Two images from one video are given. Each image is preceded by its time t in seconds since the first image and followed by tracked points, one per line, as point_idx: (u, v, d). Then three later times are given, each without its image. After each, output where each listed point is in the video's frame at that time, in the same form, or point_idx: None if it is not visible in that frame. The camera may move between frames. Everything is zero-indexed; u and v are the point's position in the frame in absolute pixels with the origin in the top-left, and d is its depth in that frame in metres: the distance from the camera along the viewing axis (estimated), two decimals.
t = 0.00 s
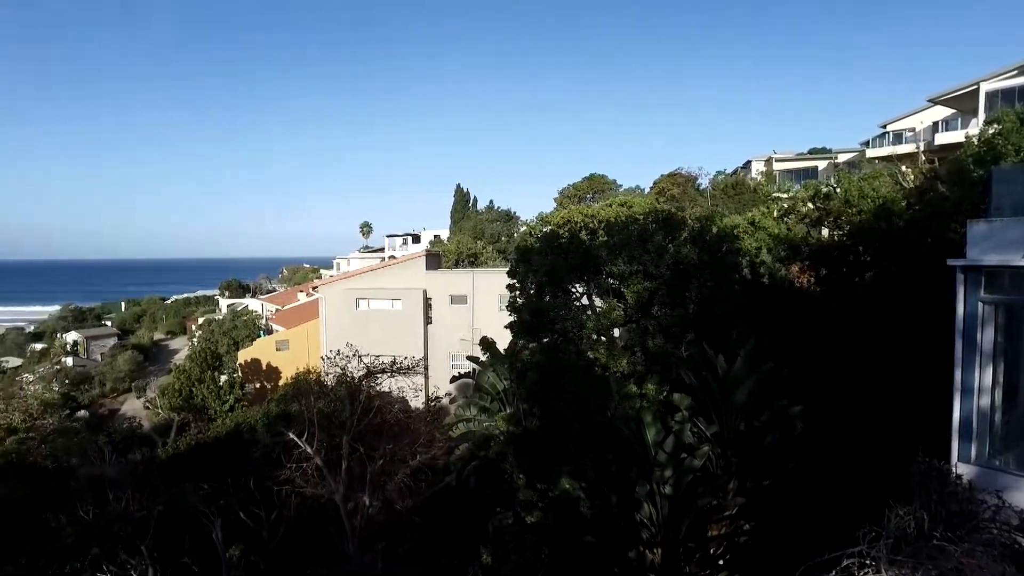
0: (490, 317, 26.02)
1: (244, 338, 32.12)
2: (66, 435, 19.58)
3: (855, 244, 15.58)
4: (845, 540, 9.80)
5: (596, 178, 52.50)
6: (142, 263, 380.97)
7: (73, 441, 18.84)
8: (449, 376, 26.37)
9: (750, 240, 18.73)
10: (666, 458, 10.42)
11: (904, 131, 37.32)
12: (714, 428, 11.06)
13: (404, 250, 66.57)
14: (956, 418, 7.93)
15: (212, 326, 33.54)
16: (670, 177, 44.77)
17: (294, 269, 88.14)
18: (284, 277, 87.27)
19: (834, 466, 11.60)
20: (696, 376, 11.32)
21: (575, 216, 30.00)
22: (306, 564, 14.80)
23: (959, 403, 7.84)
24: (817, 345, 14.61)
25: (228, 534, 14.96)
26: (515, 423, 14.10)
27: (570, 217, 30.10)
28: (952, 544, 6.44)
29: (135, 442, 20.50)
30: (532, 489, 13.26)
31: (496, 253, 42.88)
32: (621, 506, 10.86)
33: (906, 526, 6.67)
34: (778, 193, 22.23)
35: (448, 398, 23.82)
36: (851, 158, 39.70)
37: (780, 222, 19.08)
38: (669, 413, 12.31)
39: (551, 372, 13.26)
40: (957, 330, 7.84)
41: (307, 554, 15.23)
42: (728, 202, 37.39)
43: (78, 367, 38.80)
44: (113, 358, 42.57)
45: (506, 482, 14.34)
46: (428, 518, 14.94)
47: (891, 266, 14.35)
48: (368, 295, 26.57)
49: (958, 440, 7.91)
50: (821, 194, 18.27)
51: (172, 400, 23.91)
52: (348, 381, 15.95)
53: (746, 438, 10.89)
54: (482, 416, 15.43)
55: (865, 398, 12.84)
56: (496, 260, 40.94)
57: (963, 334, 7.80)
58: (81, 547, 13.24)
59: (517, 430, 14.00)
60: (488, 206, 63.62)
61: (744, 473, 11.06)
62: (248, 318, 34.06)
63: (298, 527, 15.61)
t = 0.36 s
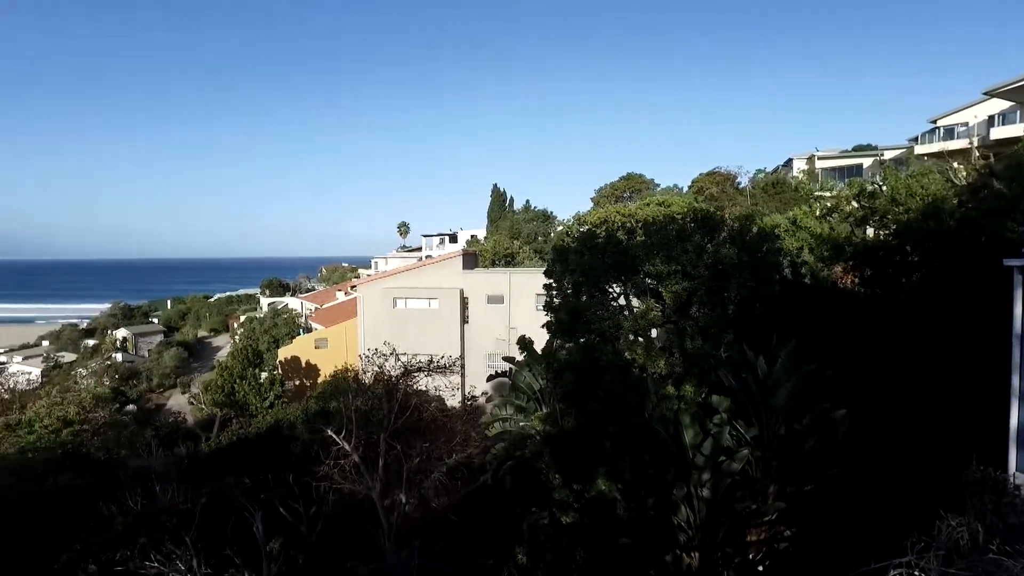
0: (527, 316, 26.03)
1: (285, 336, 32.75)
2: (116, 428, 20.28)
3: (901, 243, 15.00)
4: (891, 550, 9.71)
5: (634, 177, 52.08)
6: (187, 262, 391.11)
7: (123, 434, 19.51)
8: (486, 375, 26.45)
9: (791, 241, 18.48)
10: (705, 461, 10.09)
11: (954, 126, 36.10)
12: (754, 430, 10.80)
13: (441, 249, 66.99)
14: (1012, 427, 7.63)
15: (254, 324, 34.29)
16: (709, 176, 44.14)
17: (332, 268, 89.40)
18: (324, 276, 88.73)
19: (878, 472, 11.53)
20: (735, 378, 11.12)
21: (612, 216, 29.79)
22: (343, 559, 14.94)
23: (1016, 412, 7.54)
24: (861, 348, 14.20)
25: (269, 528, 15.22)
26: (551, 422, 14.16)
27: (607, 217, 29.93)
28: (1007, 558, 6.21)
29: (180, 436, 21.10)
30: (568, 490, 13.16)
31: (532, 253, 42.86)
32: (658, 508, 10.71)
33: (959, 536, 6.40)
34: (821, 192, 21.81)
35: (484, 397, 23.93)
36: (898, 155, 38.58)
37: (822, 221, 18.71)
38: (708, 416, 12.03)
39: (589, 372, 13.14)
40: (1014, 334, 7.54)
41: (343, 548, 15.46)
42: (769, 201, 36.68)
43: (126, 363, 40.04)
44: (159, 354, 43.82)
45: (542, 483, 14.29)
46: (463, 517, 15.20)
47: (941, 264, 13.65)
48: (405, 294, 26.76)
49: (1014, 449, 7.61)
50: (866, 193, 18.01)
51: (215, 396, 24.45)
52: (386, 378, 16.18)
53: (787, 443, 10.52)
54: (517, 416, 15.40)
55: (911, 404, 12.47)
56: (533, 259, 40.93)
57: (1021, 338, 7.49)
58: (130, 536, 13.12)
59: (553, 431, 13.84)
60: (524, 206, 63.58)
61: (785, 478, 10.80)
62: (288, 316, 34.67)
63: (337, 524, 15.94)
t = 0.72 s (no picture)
0: (560, 317, 25.97)
1: (320, 334, 33.25)
2: (158, 423, 20.92)
3: (948, 243, 14.34)
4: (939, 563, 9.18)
5: (669, 176, 51.52)
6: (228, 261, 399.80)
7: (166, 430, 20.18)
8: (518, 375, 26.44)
9: (830, 241, 18.10)
10: (739, 464, 10.01)
11: (1004, 122, 34.84)
12: (790, 434, 10.67)
13: (475, 249, 67.21)
14: None
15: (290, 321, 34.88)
16: (747, 175, 43.44)
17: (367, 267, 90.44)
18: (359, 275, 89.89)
19: (917, 483, 11.77)
20: (770, 380, 10.93)
21: (646, 216, 29.47)
22: (375, 556, 15.05)
23: None
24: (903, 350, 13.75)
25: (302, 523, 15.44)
26: (584, 423, 14.22)
27: (642, 217, 29.62)
28: None
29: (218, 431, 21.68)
30: (600, 491, 12.98)
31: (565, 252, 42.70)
32: (691, 511, 10.49)
33: (1011, 545, 6.14)
34: (862, 190, 21.30)
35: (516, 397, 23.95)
36: (945, 152, 37.39)
37: (863, 220, 18.29)
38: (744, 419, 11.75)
39: (623, 372, 13.02)
40: None
41: (375, 543, 15.59)
42: (808, 200, 35.90)
43: (168, 359, 41.07)
44: (199, 351, 44.86)
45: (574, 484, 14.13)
46: (494, 515, 15.20)
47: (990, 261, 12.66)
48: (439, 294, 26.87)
49: None
50: (909, 191, 17.54)
51: (252, 392, 24.94)
52: (420, 377, 16.00)
53: (826, 448, 10.23)
54: (549, 416, 15.41)
55: (967, 407, 11.58)
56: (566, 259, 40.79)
57: None
58: (169, 528, 13.55)
59: (586, 433, 13.60)
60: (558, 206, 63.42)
61: (823, 484, 10.46)
62: (323, 315, 35.15)
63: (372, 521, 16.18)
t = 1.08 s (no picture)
0: (589, 317, 25.83)
1: (350, 333, 33.59)
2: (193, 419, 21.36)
3: (991, 242, 13.83)
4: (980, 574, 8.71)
5: (699, 175, 50.95)
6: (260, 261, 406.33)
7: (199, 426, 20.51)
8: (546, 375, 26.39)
9: (867, 240, 17.67)
10: (770, 467, 9.65)
11: None
12: (823, 437, 10.28)
13: (503, 249, 67.36)
14: None
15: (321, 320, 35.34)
16: (778, 173, 42.81)
17: (397, 267, 91.19)
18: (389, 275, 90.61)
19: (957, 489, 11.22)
20: (804, 383, 10.65)
21: (676, 216, 29.15)
22: (404, 554, 15.13)
23: None
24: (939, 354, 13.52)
25: (331, 520, 15.61)
26: (611, 424, 14.03)
27: (671, 216, 29.30)
28: None
29: (250, 428, 22.03)
30: (628, 493, 12.89)
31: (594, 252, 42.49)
32: (720, 514, 10.19)
33: None
34: (900, 188, 20.81)
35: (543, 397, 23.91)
36: (986, 149, 36.31)
37: (900, 220, 17.91)
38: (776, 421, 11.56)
39: (651, 372, 12.82)
40: None
41: (404, 540, 15.74)
42: (843, 199, 35.18)
43: (202, 357, 41.89)
44: (232, 349, 45.68)
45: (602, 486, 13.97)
46: (521, 515, 15.23)
47: None
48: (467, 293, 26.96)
49: None
50: (949, 189, 17.12)
51: (283, 390, 25.45)
52: (447, 377, 16.24)
53: (860, 452, 9.94)
54: (577, 416, 15.54)
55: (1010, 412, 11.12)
56: (595, 259, 40.59)
57: None
58: (203, 523, 13.68)
59: (614, 432, 13.59)
60: (586, 206, 63.20)
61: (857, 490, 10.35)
62: (352, 314, 35.47)
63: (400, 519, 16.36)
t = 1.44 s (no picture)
0: (620, 317, 25.71)
1: (379, 332, 33.82)
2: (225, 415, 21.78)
3: None
4: None
5: (731, 174, 50.22)
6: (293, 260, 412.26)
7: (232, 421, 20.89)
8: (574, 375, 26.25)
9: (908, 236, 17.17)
10: (803, 472, 9.41)
11: None
12: (858, 442, 10.00)
13: (532, 249, 67.28)
14: None
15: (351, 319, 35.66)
16: (812, 171, 42.00)
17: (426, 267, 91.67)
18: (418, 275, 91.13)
19: (1001, 495, 10.56)
20: (838, 386, 10.48)
21: (706, 215, 28.77)
22: (430, 552, 15.13)
23: None
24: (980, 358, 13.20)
25: (359, 516, 15.74)
26: (639, 425, 13.93)
27: (702, 215, 28.88)
28: None
29: (281, 425, 22.33)
30: (656, 495, 12.66)
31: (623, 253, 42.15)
32: (751, 519, 9.84)
33: None
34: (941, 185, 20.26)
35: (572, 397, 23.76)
36: None
37: (941, 218, 17.49)
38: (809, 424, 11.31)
39: (682, 374, 12.76)
40: None
41: (431, 538, 15.83)
42: (880, 198, 34.34)
43: (236, 355, 42.61)
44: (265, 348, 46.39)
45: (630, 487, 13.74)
46: (548, 515, 15.14)
47: None
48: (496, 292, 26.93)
49: None
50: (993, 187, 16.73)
51: (313, 388, 25.76)
52: (475, 376, 16.32)
53: (896, 458, 9.65)
54: (609, 416, 15.24)
55: None
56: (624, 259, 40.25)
57: None
58: (235, 517, 13.97)
59: (642, 434, 13.49)
60: (615, 205, 62.75)
61: (895, 495, 9.90)
62: (381, 313, 35.71)
63: (426, 516, 16.46)
